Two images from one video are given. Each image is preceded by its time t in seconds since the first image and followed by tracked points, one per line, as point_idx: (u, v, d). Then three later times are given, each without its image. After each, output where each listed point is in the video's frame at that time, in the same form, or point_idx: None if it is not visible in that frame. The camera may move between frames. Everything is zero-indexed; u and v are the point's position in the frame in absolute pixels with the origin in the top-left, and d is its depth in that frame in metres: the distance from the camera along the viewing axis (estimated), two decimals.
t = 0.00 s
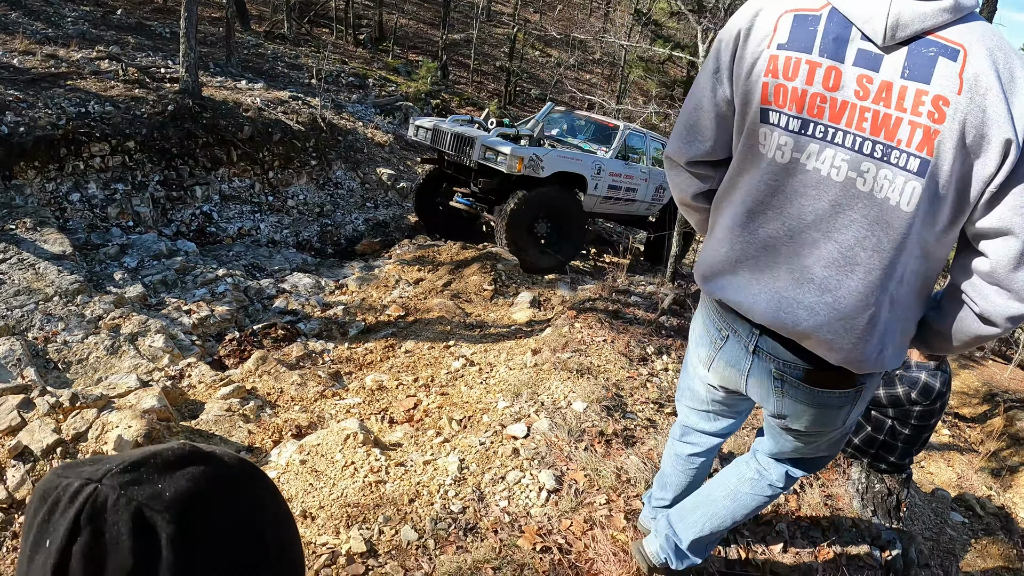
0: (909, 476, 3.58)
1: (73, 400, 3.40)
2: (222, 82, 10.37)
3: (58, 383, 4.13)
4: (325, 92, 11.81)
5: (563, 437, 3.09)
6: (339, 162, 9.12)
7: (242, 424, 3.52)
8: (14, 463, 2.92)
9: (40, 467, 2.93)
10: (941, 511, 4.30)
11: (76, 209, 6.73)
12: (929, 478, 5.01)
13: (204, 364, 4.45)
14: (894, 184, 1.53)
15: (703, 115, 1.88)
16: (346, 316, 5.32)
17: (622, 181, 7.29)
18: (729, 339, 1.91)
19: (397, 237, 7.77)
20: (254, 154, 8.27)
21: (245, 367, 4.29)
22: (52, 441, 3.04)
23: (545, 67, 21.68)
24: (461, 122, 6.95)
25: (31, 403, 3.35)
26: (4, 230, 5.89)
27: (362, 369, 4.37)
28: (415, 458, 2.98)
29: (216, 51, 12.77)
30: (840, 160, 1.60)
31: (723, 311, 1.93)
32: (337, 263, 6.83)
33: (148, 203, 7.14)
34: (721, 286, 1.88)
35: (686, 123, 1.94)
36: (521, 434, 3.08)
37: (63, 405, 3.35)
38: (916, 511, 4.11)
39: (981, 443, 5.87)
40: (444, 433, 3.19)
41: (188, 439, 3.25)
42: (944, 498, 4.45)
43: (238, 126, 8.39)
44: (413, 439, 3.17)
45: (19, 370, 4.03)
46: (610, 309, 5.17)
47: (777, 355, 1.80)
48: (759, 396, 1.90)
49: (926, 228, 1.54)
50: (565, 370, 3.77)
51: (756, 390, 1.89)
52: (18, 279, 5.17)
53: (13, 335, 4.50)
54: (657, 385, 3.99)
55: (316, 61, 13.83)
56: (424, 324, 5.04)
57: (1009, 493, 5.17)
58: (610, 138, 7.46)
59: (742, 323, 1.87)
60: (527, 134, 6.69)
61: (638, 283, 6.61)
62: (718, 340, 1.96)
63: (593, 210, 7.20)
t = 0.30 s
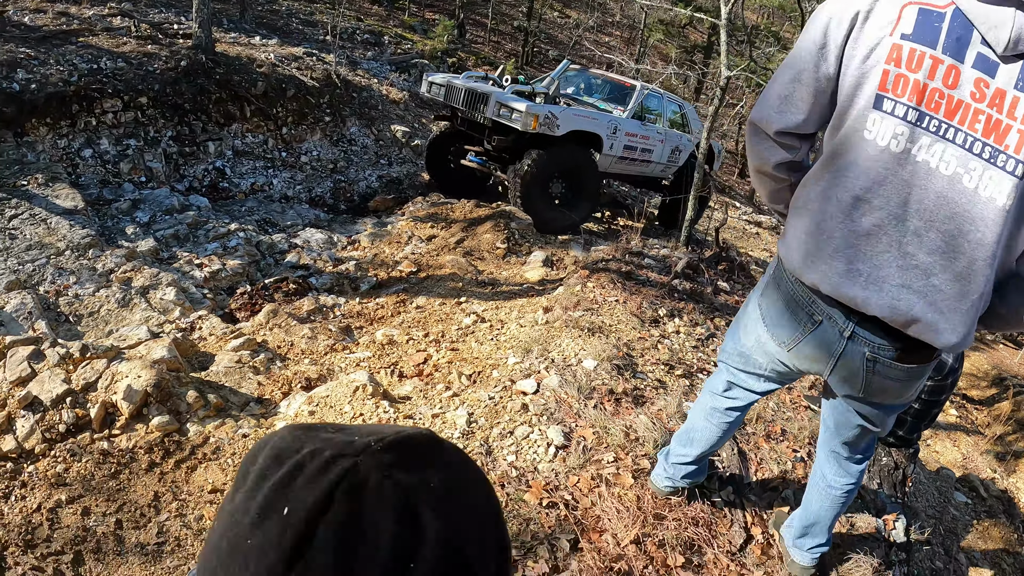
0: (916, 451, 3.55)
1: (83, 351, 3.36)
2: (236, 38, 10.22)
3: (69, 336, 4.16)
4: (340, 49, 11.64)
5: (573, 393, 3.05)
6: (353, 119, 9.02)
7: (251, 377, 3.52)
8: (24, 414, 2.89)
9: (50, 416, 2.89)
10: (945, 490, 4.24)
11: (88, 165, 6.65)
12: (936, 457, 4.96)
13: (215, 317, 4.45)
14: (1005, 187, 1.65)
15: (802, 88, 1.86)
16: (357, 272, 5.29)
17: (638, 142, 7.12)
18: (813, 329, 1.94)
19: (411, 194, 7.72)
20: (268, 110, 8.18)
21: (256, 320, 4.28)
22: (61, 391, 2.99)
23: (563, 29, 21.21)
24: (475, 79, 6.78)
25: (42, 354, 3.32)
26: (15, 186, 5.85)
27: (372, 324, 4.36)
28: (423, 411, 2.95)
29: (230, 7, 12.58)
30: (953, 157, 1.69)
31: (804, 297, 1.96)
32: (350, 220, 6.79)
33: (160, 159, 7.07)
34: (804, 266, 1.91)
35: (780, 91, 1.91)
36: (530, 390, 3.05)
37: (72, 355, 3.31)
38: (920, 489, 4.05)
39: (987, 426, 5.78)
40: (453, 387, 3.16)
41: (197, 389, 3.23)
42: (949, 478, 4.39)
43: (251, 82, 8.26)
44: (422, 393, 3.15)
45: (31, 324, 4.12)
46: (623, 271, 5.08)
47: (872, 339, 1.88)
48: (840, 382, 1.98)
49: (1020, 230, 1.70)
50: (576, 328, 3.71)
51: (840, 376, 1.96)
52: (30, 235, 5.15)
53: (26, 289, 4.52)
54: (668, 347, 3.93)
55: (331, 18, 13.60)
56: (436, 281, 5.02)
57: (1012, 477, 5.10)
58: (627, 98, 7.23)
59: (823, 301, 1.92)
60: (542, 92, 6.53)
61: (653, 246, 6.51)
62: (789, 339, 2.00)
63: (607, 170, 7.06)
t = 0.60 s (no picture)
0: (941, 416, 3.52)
1: (115, 293, 3.20)
2: None
3: (96, 280, 4.12)
4: None
5: (609, 341, 3.05)
6: (376, 68, 8.89)
7: (282, 320, 3.45)
8: (56, 356, 2.73)
9: (83, 358, 2.74)
10: (957, 463, 4.22)
11: (110, 113, 6.56)
12: (948, 429, 4.92)
13: (244, 262, 4.43)
14: None
15: (963, 105, 1.70)
16: (383, 220, 5.26)
17: (666, 99, 6.97)
18: (942, 322, 1.88)
19: (435, 144, 7.66)
20: (291, 58, 8.05)
21: (284, 265, 4.25)
22: (94, 332, 2.83)
23: None
24: (501, 31, 6.61)
25: (73, 297, 3.17)
26: (38, 135, 5.76)
27: (400, 271, 4.34)
28: (459, 355, 2.96)
29: None
30: None
31: (935, 291, 1.87)
32: (373, 168, 6.73)
33: (183, 107, 6.96)
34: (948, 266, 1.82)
35: (957, 93, 1.71)
36: (566, 336, 3.05)
37: (105, 298, 3.16)
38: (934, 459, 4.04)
39: (998, 406, 5.56)
40: (487, 332, 3.17)
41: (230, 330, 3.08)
42: (961, 451, 4.36)
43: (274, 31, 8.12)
44: (455, 337, 3.15)
45: (59, 269, 4.08)
46: (651, 225, 5.00)
47: (1002, 326, 1.86)
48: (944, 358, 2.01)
49: None
50: (609, 279, 3.68)
51: (953, 358, 1.96)
52: (54, 181, 5.13)
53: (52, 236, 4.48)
54: (697, 301, 3.88)
55: None
56: (463, 230, 4.99)
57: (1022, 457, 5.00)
58: (654, 55, 7.01)
59: (960, 295, 1.85)
60: (570, 47, 6.35)
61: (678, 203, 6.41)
62: (898, 327, 1.97)
63: (635, 126, 6.94)
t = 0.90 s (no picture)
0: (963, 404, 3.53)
1: (147, 286, 3.21)
2: None
3: (123, 272, 4.13)
4: None
5: (640, 329, 3.08)
6: (389, 51, 8.84)
7: (313, 308, 3.47)
8: (93, 350, 2.78)
9: (120, 352, 2.76)
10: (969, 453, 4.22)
11: (124, 99, 6.50)
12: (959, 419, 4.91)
13: (269, 249, 4.45)
14: None
15: None
16: (404, 205, 5.27)
17: (682, 85, 6.97)
18: (1008, 339, 1.83)
19: (449, 128, 7.64)
20: (304, 41, 7.99)
21: (309, 252, 4.24)
22: (130, 326, 2.85)
23: None
24: (520, 15, 6.54)
25: (105, 290, 3.18)
26: (54, 123, 5.72)
27: (424, 257, 4.36)
28: (494, 342, 3.00)
29: None
30: None
31: (1004, 313, 1.79)
32: (389, 152, 6.72)
33: (197, 92, 6.92)
34: None
35: None
36: (598, 324, 3.09)
37: (138, 290, 3.17)
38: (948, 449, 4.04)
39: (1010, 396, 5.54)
40: (519, 320, 3.21)
41: (265, 320, 3.08)
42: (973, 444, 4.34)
43: (287, 13, 8.07)
44: (487, 325, 3.19)
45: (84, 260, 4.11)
46: (672, 212, 5.00)
47: None
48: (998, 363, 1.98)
49: None
50: (636, 266, 3.70)
51: (1008, 364, 1.95)
52: (74, 171, 5.12)
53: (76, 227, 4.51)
54: (720, 289, 3.90)
55: None
56: (483, 215, 5.00)
57: None
58: (671, 41, 6.96)
59: None
60: (589, 32, 6.27)
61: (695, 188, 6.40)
62: (958, 346, 1.91)
63: (652, 111, 6.98)
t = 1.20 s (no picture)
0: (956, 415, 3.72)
1: (178, 342, 3.38)
2: (261, 15, 10.25)
3: (146, 326, 4.28)
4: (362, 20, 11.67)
5: (649, 362, 3.31)
6: (384, 93, 9.16)
7: (335, 355, 3.64)
8: (133, 407, 2.94)
9: (159, 408, 2.93)
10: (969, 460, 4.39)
11: (130, 151, 6.68)
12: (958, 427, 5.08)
13: (286, 298, 4.63)
14: None
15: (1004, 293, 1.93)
16: (410, 248, 5.48)
17: (673, 115, 7.30)
18: (985, 364, 2.05)
19: (447, 167, 7.90)
20: (302, 88, 8.27)
21: (324, 299, 4.40)
22: (168, 383, 3.03)
23: None
24: (514, 56, 6.85)
25: (137, 347, 3.32)
26: (65, 178, 5.80)
27: (434, 299, 4.55)
28: (513, 381, 3.18)
29: None
30: None
31: (981, 343, 2.01)
32: (390, 194, 6.95)
33: (200, 142, 7.12)
34: (1006, 330, 1.94)
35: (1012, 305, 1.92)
36: (609, 359, 3.31)
37: (170, 346, 3.34)
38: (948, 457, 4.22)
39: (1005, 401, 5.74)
40: (533, 358, 3.41)
41: (294, 371, 3.30)
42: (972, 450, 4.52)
43: (284, 61, 8.36)
44: (504, 364, 3.38)
45: (108, 316, 4.24)
46: (669, 242, 5.23)
47: None
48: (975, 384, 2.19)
49: None
50: (640, 301, 3.95)
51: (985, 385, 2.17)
52: (89, 226, 5.18)
53: (96, 282, 4.59)
54: (720, 316, 4.10)
55: None
56: (488, 254, 5.21)
57: None
58: (660, 71, 7.29)
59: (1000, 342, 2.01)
60: (582, 69, 6.59)
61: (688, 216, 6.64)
62: (940, 370, 2.12)
63: (645, 142, 7.29)
